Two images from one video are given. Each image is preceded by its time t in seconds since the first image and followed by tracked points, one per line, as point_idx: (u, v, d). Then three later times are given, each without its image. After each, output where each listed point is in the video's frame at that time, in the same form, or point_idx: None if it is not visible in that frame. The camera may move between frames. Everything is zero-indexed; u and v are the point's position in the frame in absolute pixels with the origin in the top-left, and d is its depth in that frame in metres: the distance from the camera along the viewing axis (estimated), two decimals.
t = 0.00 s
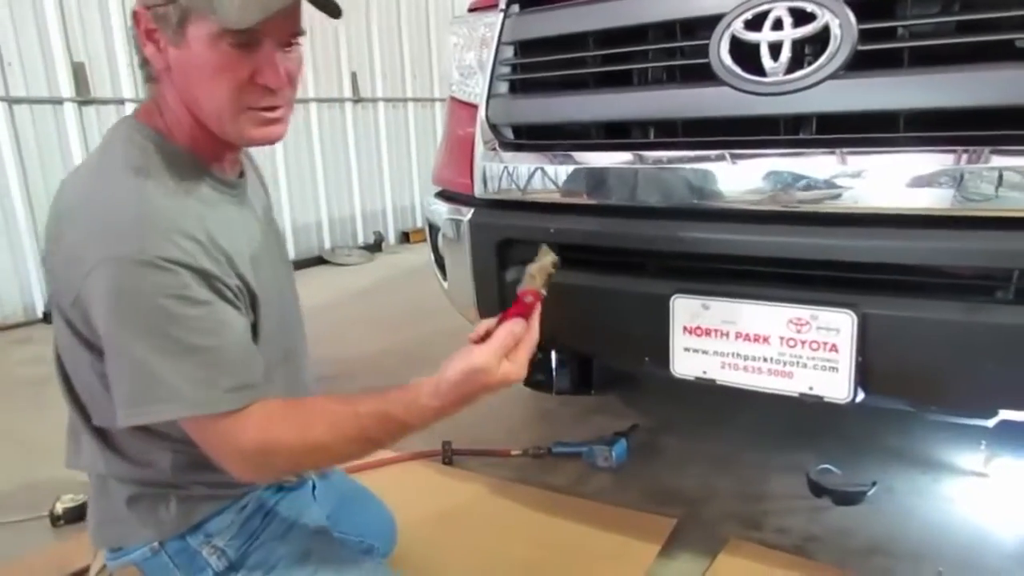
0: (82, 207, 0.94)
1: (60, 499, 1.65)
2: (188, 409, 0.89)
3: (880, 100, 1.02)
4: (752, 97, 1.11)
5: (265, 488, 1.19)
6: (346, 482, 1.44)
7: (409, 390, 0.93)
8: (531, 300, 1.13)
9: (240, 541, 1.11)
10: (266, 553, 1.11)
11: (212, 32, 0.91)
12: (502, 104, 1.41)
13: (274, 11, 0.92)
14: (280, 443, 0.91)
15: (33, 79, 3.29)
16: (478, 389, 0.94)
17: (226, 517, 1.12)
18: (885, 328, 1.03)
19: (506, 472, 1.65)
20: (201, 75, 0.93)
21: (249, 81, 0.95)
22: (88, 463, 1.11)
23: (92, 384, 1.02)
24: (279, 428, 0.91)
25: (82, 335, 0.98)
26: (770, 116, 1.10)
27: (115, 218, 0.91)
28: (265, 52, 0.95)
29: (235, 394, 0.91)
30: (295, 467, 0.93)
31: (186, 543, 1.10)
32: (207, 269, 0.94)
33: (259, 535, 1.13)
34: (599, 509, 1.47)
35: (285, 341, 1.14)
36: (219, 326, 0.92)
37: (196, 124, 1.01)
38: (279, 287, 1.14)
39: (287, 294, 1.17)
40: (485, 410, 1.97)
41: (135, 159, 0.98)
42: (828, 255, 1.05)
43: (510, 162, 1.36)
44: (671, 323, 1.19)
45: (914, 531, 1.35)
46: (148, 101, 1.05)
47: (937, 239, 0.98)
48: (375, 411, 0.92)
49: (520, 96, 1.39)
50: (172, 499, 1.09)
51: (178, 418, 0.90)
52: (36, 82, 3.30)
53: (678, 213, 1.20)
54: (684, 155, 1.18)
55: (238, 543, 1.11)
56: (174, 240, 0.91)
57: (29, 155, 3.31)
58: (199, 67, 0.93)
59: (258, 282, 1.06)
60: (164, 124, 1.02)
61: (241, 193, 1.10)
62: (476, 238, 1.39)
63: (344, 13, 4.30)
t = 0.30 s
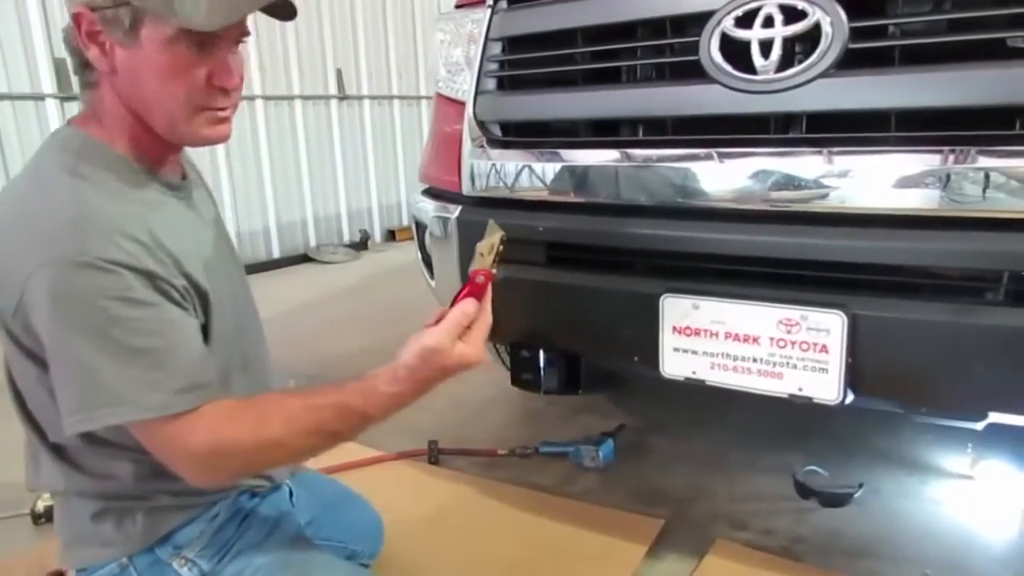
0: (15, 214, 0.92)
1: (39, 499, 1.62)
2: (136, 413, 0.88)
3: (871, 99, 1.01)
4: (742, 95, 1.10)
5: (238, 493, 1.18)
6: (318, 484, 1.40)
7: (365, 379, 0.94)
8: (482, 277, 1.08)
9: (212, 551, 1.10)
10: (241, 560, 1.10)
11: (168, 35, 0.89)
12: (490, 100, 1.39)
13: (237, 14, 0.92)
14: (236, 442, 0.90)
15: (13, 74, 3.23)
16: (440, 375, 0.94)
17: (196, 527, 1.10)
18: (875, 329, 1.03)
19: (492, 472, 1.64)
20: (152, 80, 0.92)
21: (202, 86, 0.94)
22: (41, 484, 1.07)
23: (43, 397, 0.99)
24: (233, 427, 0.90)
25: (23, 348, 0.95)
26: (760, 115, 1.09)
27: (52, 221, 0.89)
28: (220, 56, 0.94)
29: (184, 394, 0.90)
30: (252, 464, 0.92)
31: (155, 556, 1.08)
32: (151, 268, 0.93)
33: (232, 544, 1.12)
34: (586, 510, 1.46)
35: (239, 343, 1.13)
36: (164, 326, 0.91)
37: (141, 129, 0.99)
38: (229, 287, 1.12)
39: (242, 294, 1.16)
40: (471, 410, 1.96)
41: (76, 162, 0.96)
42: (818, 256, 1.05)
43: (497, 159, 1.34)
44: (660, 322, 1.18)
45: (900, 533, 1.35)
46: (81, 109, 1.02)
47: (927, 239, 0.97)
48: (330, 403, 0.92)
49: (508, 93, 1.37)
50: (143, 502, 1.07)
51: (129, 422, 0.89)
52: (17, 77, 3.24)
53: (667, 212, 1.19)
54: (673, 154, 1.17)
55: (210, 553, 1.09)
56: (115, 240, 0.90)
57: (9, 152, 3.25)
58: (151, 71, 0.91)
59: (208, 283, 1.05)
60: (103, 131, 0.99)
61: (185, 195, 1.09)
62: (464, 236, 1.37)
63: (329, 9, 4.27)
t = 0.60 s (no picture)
0: None
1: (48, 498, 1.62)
2: (114, 430, 0.89)
3: (885, 93, 0.99)
4: (753, 90, 1.09)
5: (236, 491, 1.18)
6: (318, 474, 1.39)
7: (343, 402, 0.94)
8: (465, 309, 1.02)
9: (209, 551, 1.10)
10: (239, 560, 1.09)
11: (190, 63, 0.94)
12: (498, 97, 1.38)
13: (259, 51, 1.00)
14: (216, 458, 0.92)
15: (24, 74, 3.24)
16: (420, 400, 0.94)
17: (191, 528, 1.09)
18: (889, 327, 1.01)
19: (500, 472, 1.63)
20: (167, 106, 0.94)
21: (216, 112, 0.98)
22: (44, 491, 1.06)
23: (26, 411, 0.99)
24: (214, 443, 0.92)
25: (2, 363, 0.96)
26: (772, 111, 1.08)
27: (35, 239, 0.90)
28: (234, 84, 1.00)
29: (161, 414, 0.91)
30: (231, 480, 0.93)
31: (151, 558, 1.08)
32: (135, 288, 0.92)
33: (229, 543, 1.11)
34: (595, 509, 1.45)
35: (227, 352, 1.12)
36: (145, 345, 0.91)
37: (141, 150, 1.00)
38: (218, 301, 1.11)
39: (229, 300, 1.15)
40: (479, 409, 1.95)
41: (61, 178, 0.96)
42: (831, 253, 1.03)
43: (506, 157, 1.34)
44: (671, 320, 1.17)
45: (913, 534, 1.33)
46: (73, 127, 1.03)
47: (942, 235, 0.96)
48: (311, 424, 0.94)
49: (517, 90, 1.36)
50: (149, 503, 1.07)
51: (105, 439, 0.90)
52: (27, 78, 3.25)
53: (677, 209, 1.17)
54: (683, 150, 1.16)
55: (207, 553, 1.09)
56: (98, 261, 0.90)
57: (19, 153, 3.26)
58: (168, 96, 0.94)
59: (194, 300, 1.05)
60: (96, 151, 0.99)
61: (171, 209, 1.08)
62: (472, 235, 1.36)
63: (337, 8, 4.27)
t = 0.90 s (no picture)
0: (19, 224, 0.93)
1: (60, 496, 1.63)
2: (119, 430, 0.90)
3: (897, 91, 0.99)
4: (764, 88, 1.08)
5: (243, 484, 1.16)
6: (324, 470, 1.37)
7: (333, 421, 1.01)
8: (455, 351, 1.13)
9: (219, 542, 1.09)
10: (250, 553, 1.09)
11: (230, 79, 0.98)
12: (507, 96, 1.38)
13: (297, 74, 1.05)
14: (210, 466, 0.95)
15: (36, 75, 3.26)
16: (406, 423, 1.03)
17: (199, 521, 1.09)
18: (901, 326, 1.01)
19: (510, 471, 1.63)
20: (207, 119, 0.98)
21: (244, 123, 1.03)
22: (58, 486, 1.07)
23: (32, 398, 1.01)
24: (206, 452, 0.95)
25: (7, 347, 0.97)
26: (782, 108, 1.07)
27: (54, 237, 0.90)
28: (264, 99, 1.04)
29: (157, 418, 0.92)
30: (218, 486, 0.97)
31: (160, 551, 1.08)
32: (149, 293, 0.93)
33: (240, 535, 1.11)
34: (604, 508, 1.45)
35: (233, 355, 1.12)
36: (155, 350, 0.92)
37: (163, 156, 1.02)
38: (226, 304, 1.11)
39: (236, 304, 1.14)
40: (487, 408, 1.95)
41: (82, 179, 0.97)
42: (843, 252, 1.03)
43: (515, 156, 1.33)
44: (681, 319, 1.17)
45: (926, 533, 1.32)
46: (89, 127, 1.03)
47: (956, 233, 0.95)
48: (301, 440, 0.99)
49: (526, 88, 1.36)
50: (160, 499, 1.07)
51: (110, 439, 0.90)
52: (39, 79, 3.27)
53: (686, 208, 1.17)
54: (693, 148, 1.15)
55: (216, 545, 1.09)
56: (117, 264, 0.90)
57: (31, 151, 3.29)
58: (205, 108, 0.98)
59: (203, 303, 1.04)
60: (120, 155, 1.00)
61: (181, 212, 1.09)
62: (481, 233, 1.36)
63: (347, 8, 4.28)
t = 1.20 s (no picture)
0: (78, 217, 0.95)
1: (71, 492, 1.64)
2: (188, 419, 0.92)
3: (908, 90, 0.98)
4: (773, 87, 1.08)
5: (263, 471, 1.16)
6: (335, 472, 1.38)
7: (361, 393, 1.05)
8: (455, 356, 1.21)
9: (240, 525, 1.09)
10: (268, 537, 1.09)
11: (268, 91, 1.02)
12: (516, 96, 1.38)
13: (328, 87, 1.10)
14: (255, 439, 0.97)
15: (46, 75, 3.28)
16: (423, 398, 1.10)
17: (221, 504, 1.09)
18: (911, 326, 1.00)
19: (518, 470, 1.63)
20: (247, 130, 1.01)
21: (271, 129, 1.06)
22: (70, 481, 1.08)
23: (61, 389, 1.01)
24: (252, 423, 0.97)
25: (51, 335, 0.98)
26: (792, 108, 1.07)
27: (118, 231, 0.91)
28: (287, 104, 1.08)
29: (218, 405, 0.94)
30: (265, 459, 0.99)
31: (182, 533, 1.08)
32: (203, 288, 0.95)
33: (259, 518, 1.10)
34: (613, 507, 1.45)
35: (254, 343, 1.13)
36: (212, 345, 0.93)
37: (195, 159, 1.04)
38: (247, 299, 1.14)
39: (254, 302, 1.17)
40: (495, 407, 1.95)
41: (131, 177, 0.98)
42: (852, 252, 1.02)
43: (523, 156, 1.33)
44: (689, 318, 1.16)
45: (937, 534, 1.32)
46: (119, 124, 1.04)
47: (966, 232, 0.95)
48: (335, 402, 1.04)
49: (534, 88, 1.36)
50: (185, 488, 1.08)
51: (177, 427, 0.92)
52: (50, 79, 3.28)
53: (695, 207, 1.17)
54: (702, 148, 1.15)
55: (237, 528, 1.08)
56: (184, 258, 0.93)
57: (42, 150, 3.31)
58: (245, 119, 1.01)
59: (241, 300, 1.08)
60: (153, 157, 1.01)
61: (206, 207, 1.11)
62: (489, 233, 1.36)
63: (355, 8, 4.28)
